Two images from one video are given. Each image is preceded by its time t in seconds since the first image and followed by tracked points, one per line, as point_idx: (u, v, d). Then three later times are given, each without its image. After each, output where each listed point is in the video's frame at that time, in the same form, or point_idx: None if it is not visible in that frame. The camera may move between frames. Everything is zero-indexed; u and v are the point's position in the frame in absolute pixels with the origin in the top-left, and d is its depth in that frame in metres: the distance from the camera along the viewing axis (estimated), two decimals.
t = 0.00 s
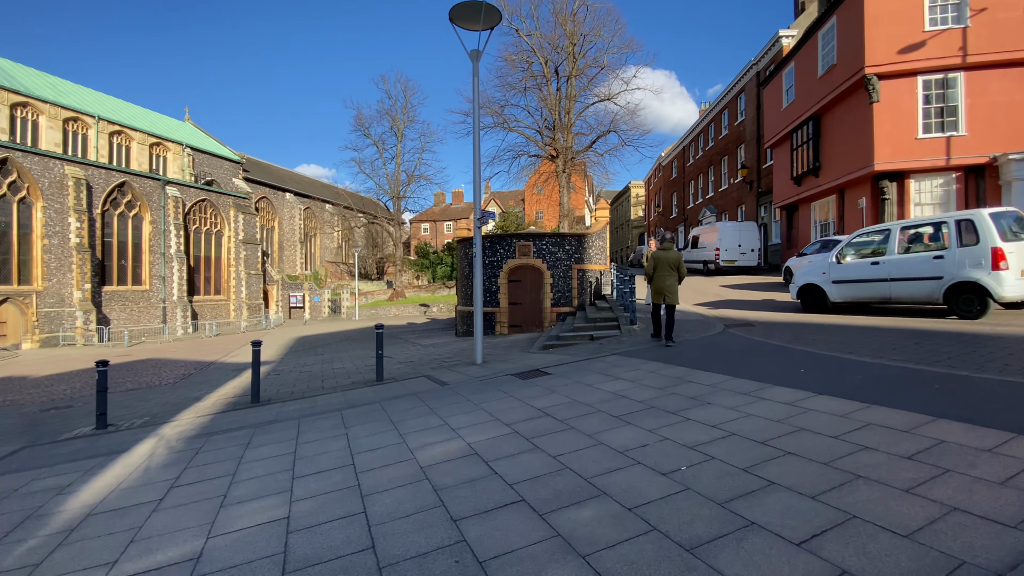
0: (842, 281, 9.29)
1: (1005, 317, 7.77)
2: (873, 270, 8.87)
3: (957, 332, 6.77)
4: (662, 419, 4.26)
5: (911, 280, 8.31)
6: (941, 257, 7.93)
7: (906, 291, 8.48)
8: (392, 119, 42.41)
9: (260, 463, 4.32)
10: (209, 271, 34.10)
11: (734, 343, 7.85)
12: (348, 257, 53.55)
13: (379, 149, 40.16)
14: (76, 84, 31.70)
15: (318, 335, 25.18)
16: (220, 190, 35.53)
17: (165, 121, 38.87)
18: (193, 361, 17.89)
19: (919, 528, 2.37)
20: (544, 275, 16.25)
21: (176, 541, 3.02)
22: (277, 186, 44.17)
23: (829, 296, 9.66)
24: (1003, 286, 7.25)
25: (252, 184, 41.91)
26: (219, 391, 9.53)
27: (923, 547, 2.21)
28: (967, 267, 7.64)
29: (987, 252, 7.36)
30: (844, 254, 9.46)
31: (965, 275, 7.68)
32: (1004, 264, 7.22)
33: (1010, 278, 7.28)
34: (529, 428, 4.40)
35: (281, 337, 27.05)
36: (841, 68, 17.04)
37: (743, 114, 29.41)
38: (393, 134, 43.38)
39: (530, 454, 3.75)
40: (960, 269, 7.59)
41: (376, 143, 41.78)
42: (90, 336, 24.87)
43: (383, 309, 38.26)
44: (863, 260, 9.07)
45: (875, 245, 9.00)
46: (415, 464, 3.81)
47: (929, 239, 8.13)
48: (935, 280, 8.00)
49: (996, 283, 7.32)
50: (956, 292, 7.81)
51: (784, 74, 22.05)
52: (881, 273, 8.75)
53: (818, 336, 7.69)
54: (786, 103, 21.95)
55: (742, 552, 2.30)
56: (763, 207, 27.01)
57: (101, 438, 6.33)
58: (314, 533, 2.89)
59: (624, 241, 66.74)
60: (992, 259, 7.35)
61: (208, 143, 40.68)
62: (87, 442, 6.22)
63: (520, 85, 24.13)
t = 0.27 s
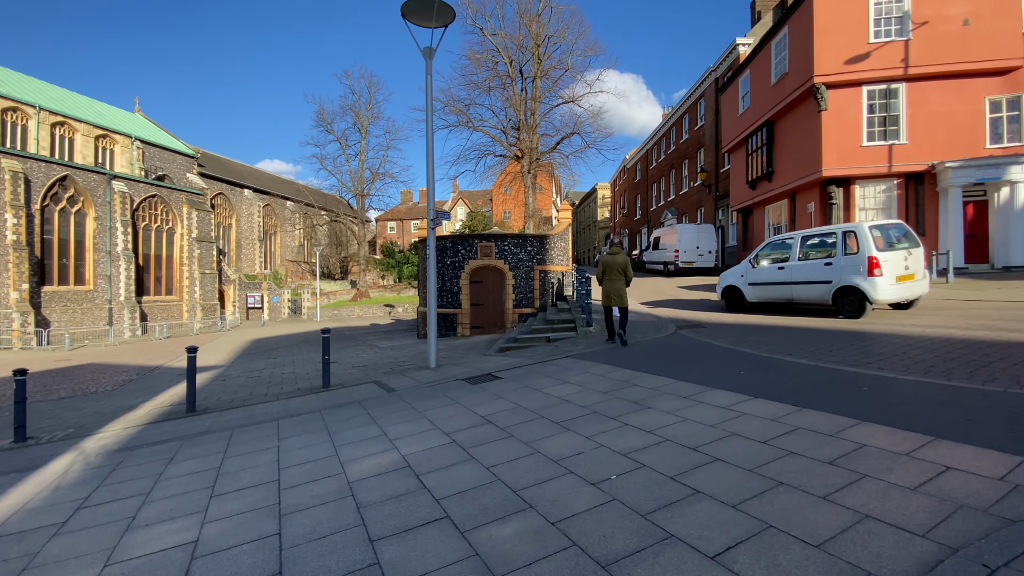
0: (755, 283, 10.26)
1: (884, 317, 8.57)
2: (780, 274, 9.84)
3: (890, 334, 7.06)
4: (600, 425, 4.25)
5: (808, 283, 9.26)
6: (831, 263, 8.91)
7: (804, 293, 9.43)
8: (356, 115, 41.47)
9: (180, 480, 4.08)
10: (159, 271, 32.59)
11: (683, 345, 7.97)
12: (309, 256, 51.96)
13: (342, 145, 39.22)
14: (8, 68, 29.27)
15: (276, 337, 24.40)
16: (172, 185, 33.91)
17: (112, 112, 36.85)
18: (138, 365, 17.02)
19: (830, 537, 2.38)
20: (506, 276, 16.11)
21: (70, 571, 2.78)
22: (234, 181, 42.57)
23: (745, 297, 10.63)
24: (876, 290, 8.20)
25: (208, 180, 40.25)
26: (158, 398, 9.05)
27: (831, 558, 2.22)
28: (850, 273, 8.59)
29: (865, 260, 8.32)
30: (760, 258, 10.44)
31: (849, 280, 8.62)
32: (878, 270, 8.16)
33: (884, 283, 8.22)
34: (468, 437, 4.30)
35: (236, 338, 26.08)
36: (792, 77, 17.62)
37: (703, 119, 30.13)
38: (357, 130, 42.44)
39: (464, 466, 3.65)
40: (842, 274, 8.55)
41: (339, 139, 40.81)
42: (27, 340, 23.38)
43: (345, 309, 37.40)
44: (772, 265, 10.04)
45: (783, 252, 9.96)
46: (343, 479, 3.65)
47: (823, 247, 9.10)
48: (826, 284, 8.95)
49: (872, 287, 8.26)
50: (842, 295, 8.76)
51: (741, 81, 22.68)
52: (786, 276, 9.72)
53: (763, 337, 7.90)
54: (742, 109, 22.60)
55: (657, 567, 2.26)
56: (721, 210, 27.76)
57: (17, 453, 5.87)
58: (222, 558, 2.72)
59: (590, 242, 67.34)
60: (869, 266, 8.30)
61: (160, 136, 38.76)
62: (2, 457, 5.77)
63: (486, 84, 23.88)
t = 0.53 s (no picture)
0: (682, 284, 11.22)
1: (785, 317, 9.54)
2: (702, 276, 10.80)
3: (832, 334, 7.30)
4: (541, 431, 4.18)
5: (723, 285, 10.23)
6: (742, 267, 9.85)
7: (722, 293, 10.37)
8: (318, 110, 40.35)
9: (89, 500, 3.78)
10: (105, 270, 30.87)
11: (636, 348, 8.03)
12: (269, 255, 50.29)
13: (303, 141, 38.13)
14: None
15: (230, 339, 23.45)
16: (119, 180, 32.08)
17: (53, 101, 34.60)
18: (76, 371, 16.01)
19: (751, 548, 2.36)
20: (468, 277, 15.81)
21: None
22: (188, 177, 40.75)
23: (675, 297, 11.57)
24: (776, 292, 9.12)
25: (159, 174, 38.37)
26: (89, 407, 8.48)
27: (749, 570, 2.19)
28: (757, 276, 9.51)
29: (766, 264, 9.27)
30: (688, 261, 11.39)
31: (756, 282, 9.54)
32: (777, 273, 9.07)
33: (782, 285, 9.14)
34: (407, 446, 4.15)
35: (189, 342, 24.96)
36: (747, 84, 18.11)
37: (665, 123, 30.71)
38: (319, 126, 41.32)
39: (396, 478, 3.50)
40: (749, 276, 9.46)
41: (300, 135, 39.65)
42: None
43: (305, 310, 36.35)
44: (696, 268, 11.00)
45: (706, 255, 10.90)
46: (267, 496, 3.45)
47: (736, 252, 10.05)
48: (738, 286, 9.88)
49: (771, 289, 9.21)
50: (750, 295, 9.67)
51: (700, 87, 23.21)
52: (708, 279, 10.67)
53: (712, 339, 8.05)
54: (702, 114, 23.11)
55: None
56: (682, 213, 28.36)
57: None
58: None
59: (558, 242, 67.62)
60: (770, 270, 9.22)
61: (107, 128, 36.60)
62: None
63: (450, 82, 23.51)
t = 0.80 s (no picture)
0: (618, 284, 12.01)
1: (735, 316, 9.75)
2: (634, 276, 11.58)
3: (776, 334, 7.47)
4: (477, 436, 4.06)
5: (650, 285, 10.99)
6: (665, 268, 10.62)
7: (650, 291, 11.16)
8: (276, 104, 39.01)
9: None
10: (41, 269, 28.89)
11: (588, 349, 8.03)
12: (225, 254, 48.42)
13: (261, 136, 36.80)
14: None
15: (179, 341, 22.34)
16: (58, 172, 29.99)
17: None
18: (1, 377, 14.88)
19: (670, 558, 2.30)
20: (428, 277, 15.31)
21: None
22: (135, 170, 38.70)
23: (613, 294, 12.37)
24: (691, 292, 9.88)
25: (104, 167, 36.24)
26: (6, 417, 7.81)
27: None
28: (676, 277, 10.27)
29: (683, 266, 10.03)
30: (625, 262, 12.17)
31: (676, 283, 10.30)
32: (690, 276, 9.83)
33: (696, 286, 9.91)
34: (337, 455, 3.95)
35: (133, 344, 23.64)
36: (704, 88, 18.49)
37: (627, 125, 31.15)
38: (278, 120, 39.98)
39: (318, 491, 3.31)
40: (669, 278, 10.23)
41: (258, 129, 38.25)
42: None
43: (261, 311, 35.10)
44: (630, 268, 11.77)
45: (639, 256, 11.66)
46: (174, 514, 3.19)
47: (661, 254, 10.80)
48: (661, 285, 10.65)
49: (688, 289, 9.97)
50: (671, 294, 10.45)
51: (660, 90, 23.61)
52: (638, 278, 11.43)
53: (663, 339, 8.14)
54: (662, 117, 23.50)
55: None
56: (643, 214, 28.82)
57: None
58: None
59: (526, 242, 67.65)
60: (686, 272, 9.99)
61: (44, 117, 33.87)
62: None
63: (414, 79, 22.98)
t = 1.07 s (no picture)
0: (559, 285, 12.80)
1: (687, 319, 9.91)
2: (574, 278, 12.37)
3: (723, 338, 7.62)
4: (413, 450, 3.88)
5: (585, 287, 11.78)
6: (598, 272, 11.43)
7: (587, 293, 12.00)
8: (230, 97, 37.39)
9: None
10: None
11: (541, 353, 7.98)
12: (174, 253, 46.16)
13: (213, 130, 35.17)
14: None
15: (119, 346, 21.00)
16: None
17: None
18: None
19: None
20: (385, 279, 14.88)
21: None
22: (74, 164, 36.29)
23: (558, 294, 13.16)
24: (617, 295, 10.69)
25: (38, 160, 33.79)
26: None
27: None
28: (606, 280, 11.07)
29: (611, 271, 10.84)
30: (568, 265, 12.97)
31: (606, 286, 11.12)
32: (617, 279, 10.63)
33: (622, 289, 10.73)
34: (260, 475, 3.70)
35: (68, 349, 22.10)
36: (662, 94, 18.80)
37: (590, 129, 31.43)
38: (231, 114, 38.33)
39: (232, 518, 3.07)
40: (599, 281, 11.04)
41: (209, 122, 36.55)
42: None
43: (212, 313, 33.49)
44: (571, 270, 12.58)
45: (580, 259, 12.47)
46: (64, 549, 2.88)
47: (595, 258, 11.61)
48: (594, 288, 11.46)
49: (614, 292, 10.78)
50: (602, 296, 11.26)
51: (621, 95, 23.90)
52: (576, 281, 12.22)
53: (615, 343, 8.18)
54: (622, 122, 23.82)
55: None
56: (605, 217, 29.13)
57: None
58: None
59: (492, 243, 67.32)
60: (614, 275, 10.82)
61: None
62: None
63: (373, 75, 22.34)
